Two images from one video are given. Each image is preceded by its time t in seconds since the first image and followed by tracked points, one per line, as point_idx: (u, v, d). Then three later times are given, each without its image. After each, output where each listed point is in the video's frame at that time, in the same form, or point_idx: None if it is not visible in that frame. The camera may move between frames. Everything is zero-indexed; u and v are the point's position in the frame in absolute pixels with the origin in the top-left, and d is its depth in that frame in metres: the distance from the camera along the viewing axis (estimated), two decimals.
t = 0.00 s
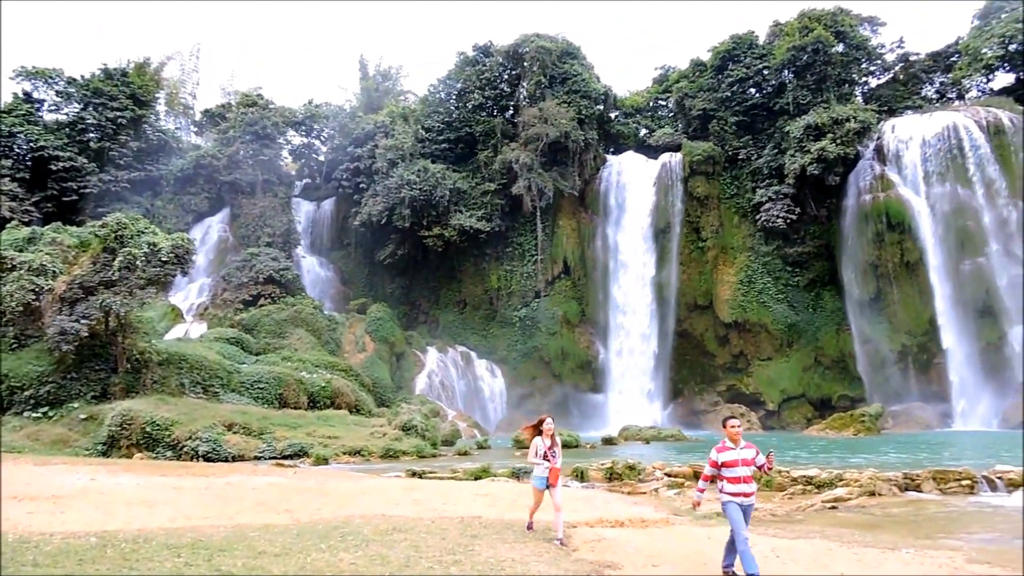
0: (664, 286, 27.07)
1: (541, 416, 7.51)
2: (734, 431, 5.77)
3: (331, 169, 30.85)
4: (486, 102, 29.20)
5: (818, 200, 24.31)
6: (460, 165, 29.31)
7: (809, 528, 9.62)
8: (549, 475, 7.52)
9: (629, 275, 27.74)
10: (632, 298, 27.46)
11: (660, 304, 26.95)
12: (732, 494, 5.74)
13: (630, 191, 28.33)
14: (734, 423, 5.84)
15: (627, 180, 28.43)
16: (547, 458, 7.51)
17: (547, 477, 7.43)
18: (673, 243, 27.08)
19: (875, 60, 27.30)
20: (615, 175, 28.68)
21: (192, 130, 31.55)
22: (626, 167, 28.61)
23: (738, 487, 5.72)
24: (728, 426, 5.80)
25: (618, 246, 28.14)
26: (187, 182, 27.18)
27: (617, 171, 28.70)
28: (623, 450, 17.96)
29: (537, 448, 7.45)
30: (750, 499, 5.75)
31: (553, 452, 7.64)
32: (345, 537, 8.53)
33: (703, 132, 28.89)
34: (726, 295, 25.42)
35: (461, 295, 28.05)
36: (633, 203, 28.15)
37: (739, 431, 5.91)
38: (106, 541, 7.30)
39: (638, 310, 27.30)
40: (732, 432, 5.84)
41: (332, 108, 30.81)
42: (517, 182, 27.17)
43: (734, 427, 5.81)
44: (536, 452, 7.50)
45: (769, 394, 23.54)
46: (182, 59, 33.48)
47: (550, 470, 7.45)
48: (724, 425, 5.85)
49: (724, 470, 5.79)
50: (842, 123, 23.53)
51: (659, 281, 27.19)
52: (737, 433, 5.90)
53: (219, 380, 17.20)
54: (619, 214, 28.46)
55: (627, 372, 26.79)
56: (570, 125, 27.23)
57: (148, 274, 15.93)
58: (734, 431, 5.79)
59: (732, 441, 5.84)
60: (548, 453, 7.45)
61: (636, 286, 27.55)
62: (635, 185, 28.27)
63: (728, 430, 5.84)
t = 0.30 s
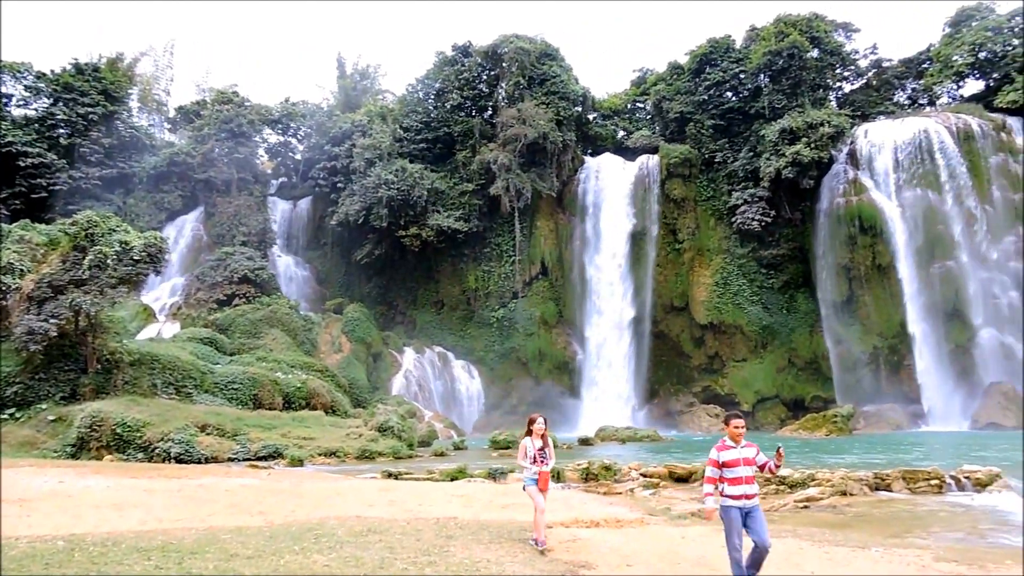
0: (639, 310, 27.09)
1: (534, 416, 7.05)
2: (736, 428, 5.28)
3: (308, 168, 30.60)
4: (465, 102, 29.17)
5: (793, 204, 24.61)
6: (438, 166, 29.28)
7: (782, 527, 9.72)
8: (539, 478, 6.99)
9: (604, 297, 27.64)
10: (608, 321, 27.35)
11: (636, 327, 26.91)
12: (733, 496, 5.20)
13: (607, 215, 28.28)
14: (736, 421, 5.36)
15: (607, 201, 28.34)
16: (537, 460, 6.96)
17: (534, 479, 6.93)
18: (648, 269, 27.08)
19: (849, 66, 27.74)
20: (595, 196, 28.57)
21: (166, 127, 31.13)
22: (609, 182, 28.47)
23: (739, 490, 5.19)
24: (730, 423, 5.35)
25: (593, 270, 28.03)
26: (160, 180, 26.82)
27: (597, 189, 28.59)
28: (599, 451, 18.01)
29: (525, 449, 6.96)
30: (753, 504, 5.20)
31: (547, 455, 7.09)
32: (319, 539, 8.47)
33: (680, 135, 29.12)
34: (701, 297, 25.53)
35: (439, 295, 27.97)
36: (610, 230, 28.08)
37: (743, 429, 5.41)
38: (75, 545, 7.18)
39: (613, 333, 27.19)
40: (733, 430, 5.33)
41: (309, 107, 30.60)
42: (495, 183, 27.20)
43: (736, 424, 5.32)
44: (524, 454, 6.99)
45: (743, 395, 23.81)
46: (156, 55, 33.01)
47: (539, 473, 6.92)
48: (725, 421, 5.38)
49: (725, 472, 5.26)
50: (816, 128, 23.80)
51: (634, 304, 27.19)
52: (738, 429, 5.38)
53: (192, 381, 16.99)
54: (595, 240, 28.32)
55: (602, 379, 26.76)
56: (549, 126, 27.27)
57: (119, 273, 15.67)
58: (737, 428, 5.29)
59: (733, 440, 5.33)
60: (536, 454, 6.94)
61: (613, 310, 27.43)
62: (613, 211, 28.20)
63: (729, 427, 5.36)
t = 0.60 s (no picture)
0: (615, 345, 27.23)
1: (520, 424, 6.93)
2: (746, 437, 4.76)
3: (284, 167, 30.28)
4: (443, 102, 29.06)
5: (768, 206, 25.08)
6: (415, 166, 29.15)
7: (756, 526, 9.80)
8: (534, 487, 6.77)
9: (580, 331, 27.61)
10: (584, 354, 27.28)
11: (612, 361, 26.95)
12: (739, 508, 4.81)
13: (582, 250, 28.27)
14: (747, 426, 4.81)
15: (587, 232, 28.36)
16: (531, 468, 6.79)
17: (530, 490, 6.71)
18: (622, 306, 27.20)
19: (822, 69, 28.14)
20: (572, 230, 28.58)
21: (138, 125, 30.68)
22: (590, 214, 28.43)
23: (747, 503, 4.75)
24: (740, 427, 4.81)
25: (570, 303, 28.00)
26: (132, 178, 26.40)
27: (578, 219, 28.61)
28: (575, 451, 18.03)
29: (519, 459, 6.76)
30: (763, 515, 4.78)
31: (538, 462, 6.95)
32: (293, 542, 8.40)
33: (657, 136, 29.31)
34: (677, 298, 25.89)
35: (416, 295, 27.85)
36: (586, 264, 28.05)
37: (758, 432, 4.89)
38: (41, 550, 7.03)
39: (590, 334, 27.44)
40: (744, 437, 4.80)
41: (284, 106, 30.34)
42: (473, 183, 27.19)
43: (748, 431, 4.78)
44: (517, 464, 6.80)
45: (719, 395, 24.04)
46: (128, 52, 32.50)
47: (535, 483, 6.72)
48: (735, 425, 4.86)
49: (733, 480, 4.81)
50: (791, 131, 24.32)
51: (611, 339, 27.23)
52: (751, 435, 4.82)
53: (165, 382, 16.75)
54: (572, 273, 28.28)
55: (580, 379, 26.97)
56: (526, 127, 27.29)
57: (89, 273, 15.46)
58: (747, 437, 4.76)
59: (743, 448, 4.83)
60: (530, 462, 6.77)
61: (588, 343, 27.38)
62: (589, 246, 28.20)
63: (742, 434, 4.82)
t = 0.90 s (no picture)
0: (593, 345, 27.25)
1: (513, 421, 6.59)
2: (759, 432, 4.55)
3: (262, 165, 30.05)
4: (424, 101, 28.98)
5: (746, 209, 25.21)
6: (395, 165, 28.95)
7: (732, 526, 9.86)
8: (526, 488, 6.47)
9: (555, 364, 27.22)
10: (561, 368, 27.11)
11: (588, 376, 26.95)
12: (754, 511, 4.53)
13: (560, 283, 27.89)
14: (759, 422, 4.61)
15: (567, 264, 27.97)
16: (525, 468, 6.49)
17: (523, 491, 6.41)
18: (599, 344, 27.10)
19: (801, 74, 28.45)
20: (551, 261, 28.23)
21: (113, 121, 30.25)
22: (570, 248, 28.05)
23: (765, 503, 4.49)
24: (751, 423, 4.60)
25: (547, 335, 27.66)
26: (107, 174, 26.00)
27: (558, 250, 28.24)
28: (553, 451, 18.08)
29: (511, 459, 6.44)
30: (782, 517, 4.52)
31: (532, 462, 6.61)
32: (267, 543, 8.32)
33: (637, 138, 29.44)
34: (656, 299, 25.61)
35: (395, 295, 27.73)
36: (565, 277, 27.87)
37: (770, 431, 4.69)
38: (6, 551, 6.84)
39: (569, 334, 27.40)
40: (757, 435, 4.59)
41: (263, 103, 30.06)
42: (453, 183, 27.13)
43: (760, 427, 4.58)
44: (510, 464, 6.48)
45: (696, 396, 24.22)
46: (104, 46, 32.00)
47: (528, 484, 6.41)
48: (745, 423, 4.66)
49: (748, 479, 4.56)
50: (769, 134, 24.20)
51: (586, 376, 27.02)
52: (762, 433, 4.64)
53: (138, 381, 16.59)
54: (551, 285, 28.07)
55: (558, 380, 27.00)
56: (507, 127, 27.23)
57: (61, 269, 15.27)
58: (760, 432, 4.56)
59: (756, 446, 4.61)
60: (523, 462, 6.45)
61: (563, 376, 27.02)
62: (567, 279, 27.83)
63: (753, 431, 4.62)
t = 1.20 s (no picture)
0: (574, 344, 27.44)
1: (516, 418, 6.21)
2: (784, 435, 4.34)
3: (241, 165, 29.18)
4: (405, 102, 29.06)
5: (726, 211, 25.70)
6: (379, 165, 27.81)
7: (712, 527, 9.91)
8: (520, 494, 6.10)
9: (537, 366, 27.33)
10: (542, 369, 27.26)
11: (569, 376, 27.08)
12: (779, 519, 4.30)
13: (544, 289, 28.12)
14: (781, 424, 4.39)
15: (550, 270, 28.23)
16: (519, 472, 6.07)
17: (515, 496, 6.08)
18: (582, 346, 27.27)
19: (779, 77, 28.82)
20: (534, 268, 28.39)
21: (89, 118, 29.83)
22: (553, 255, 28.34)
23: (791, 511, 4.28)
24: (774, 425, 4.37)
25: (529, 339, 27.75)
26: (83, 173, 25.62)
27: (541, 258, 28.46)
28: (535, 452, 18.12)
29: (508, 460, 6.10)
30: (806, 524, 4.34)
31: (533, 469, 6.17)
32: (244, 545, 8.25)
33: (618, 140, 29.59)
34: (637, 300, 26.16)
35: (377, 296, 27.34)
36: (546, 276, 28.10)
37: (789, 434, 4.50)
38: None
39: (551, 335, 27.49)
40: (780, 437, 4.37)
41: (243, 102, 29.80)
42: (435, 184, 27.03)
43: (783, 430, 4.37)
44: (508, 464, 6.15)
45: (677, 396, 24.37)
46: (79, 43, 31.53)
47: (522, 489, 6.04)
48: (765, 425, 4.42)
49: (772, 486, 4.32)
50: (748, 137, 24.62)
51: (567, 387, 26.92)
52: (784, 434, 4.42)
53: (114, 383, 16.30)
54: (531, 286, 28.24)
55: (540, 380, 27.10)
56: (489, 128, 27.41)
57: (35, 270, 14.97)
58: (784, 435, 4.35)
59: (778, 449, 4.40)
60: (518, 466, 6.06)
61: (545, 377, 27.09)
62: (551, 286, 28.08)
63: (775, 433, 4.40)
